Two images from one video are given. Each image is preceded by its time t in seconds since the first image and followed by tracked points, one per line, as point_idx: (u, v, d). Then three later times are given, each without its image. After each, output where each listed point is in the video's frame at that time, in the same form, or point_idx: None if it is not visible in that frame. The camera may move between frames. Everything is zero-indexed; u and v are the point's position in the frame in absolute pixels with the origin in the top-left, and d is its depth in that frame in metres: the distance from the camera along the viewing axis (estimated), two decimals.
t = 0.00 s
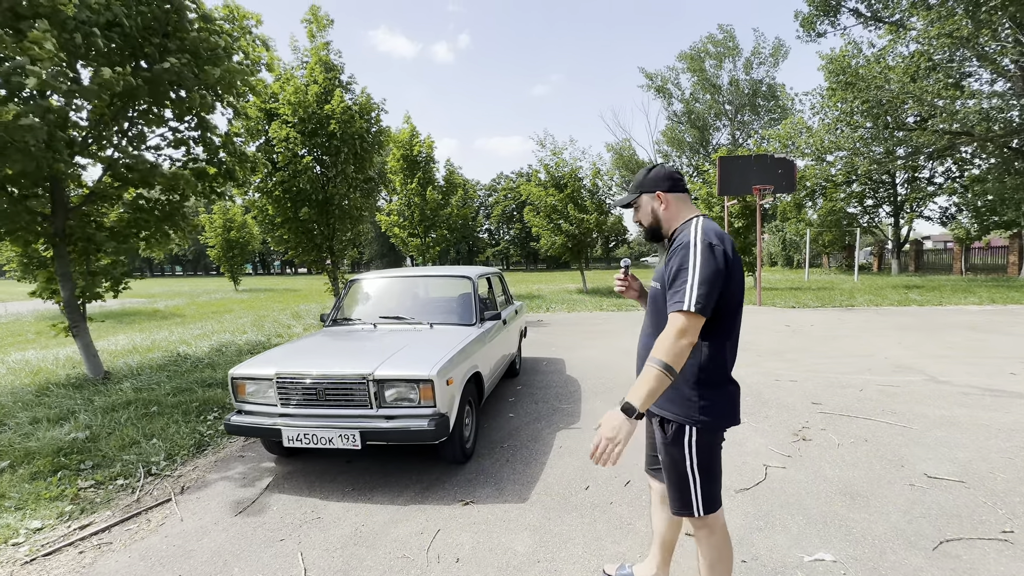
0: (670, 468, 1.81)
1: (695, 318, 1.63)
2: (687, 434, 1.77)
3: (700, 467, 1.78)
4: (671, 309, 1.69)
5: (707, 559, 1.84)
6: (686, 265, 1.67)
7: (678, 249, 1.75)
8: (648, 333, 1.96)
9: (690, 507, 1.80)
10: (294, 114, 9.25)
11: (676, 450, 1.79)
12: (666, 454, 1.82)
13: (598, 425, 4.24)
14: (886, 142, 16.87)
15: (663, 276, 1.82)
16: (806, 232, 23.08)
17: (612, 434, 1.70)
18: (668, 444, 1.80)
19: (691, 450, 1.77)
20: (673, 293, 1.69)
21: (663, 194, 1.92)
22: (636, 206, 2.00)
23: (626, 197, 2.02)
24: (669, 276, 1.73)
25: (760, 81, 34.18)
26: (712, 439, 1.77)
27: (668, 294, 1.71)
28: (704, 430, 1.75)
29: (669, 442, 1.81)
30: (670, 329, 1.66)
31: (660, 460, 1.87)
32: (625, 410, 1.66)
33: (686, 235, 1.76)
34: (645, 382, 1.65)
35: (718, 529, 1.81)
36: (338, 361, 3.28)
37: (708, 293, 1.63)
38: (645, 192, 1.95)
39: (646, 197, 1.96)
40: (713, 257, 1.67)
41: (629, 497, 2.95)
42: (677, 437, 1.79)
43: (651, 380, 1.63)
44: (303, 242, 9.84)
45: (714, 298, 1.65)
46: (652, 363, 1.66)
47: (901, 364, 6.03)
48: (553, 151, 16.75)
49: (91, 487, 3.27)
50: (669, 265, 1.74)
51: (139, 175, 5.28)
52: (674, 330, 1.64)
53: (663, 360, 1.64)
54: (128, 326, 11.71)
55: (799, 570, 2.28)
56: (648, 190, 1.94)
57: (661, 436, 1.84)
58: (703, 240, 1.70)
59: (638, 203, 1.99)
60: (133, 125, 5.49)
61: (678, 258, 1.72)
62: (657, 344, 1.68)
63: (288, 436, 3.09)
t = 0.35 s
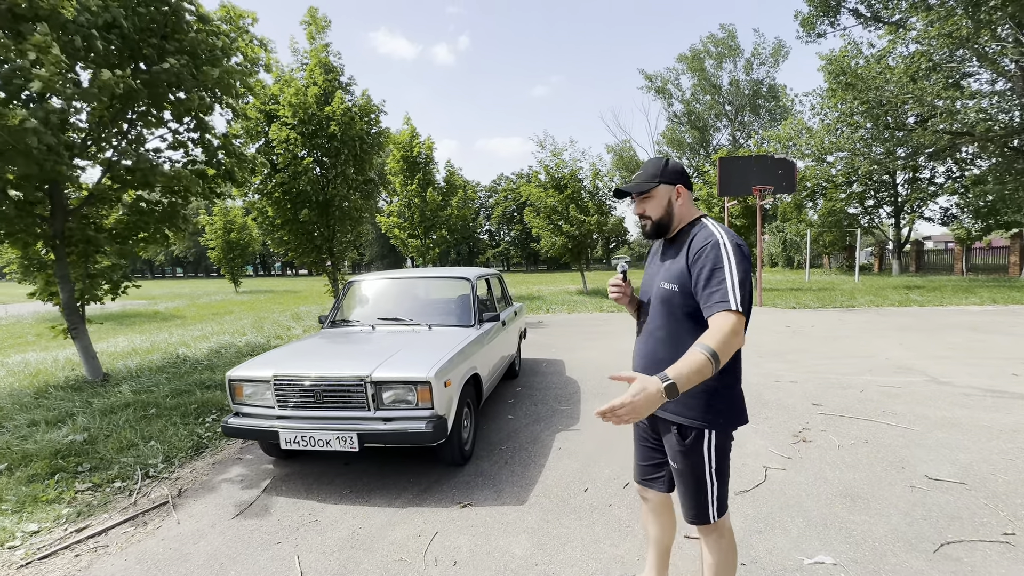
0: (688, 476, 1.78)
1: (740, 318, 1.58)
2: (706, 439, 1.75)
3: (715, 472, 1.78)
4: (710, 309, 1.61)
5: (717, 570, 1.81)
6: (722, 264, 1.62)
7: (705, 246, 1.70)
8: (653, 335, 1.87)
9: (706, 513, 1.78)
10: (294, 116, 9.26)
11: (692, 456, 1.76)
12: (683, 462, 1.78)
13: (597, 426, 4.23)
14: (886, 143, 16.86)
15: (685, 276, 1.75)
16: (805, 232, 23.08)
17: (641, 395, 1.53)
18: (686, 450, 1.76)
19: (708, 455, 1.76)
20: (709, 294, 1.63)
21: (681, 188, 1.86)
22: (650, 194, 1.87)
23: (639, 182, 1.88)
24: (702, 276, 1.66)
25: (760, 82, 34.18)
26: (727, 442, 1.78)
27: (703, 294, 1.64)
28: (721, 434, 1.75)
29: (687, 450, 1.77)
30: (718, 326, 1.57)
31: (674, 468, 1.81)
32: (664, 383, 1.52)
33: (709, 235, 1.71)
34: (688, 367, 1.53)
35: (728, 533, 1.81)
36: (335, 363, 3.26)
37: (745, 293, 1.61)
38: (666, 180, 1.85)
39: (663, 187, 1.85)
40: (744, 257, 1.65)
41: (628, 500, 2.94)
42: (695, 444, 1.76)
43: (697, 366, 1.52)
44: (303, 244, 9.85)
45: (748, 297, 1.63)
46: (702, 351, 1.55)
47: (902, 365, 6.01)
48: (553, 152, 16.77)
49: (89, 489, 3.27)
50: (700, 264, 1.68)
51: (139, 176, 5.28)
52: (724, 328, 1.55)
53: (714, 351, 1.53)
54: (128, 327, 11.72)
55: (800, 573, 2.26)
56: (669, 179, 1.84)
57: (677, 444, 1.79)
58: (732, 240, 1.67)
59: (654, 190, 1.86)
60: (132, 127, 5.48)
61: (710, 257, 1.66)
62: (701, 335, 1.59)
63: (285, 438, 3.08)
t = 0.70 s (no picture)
0: (691, 470, 1.77)
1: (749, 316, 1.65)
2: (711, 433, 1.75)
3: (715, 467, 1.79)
4: (723, 310, 1.64)
5: (712, 566, 1.80)
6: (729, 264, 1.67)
7: (709, 247, 1.72)
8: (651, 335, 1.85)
9: (705, 507, 1.78)
10: (292, 115, 9.24)
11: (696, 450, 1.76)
12: (685, 457, 1.77)
13: (595, 426, 4.22)
14: (885, 144, 16.90)
15: (687, 274, 1.76)
16: (804, 233, 23.10)
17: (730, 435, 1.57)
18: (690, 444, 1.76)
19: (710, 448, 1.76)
20: (718, 292, 1.66)
21: (671, 189, 1.86)
22: (646, 194, 1.83)
23: (636, 182, 1.82)
24: (711, 275, 1.68)
25: (760, 82, 34.20)
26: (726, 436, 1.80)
27: (715, 294, 1.66)
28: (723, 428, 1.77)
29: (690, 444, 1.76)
30: (734, 327, 1.62)
31: (674, 463, 1.80)
32: (724, 410, 1.57)
33: (708, 233, 1.74)
34: (726, 380, 1.60)
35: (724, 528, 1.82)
36: (333, 362, 3.26)
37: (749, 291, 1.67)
38: (660, 181, 1.83)
39: (658, 187, 1.83)
40: (742, 256, 1.72)
41: (626, 500, 2.94)
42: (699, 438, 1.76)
43: (734, 377, 1.59)
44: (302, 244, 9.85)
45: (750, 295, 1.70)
46: (728, 361, 1.61)
47: (900, 365, 6.02)
48: (552, 152, 16.78)
49: (85, 488, 3.26)
50: (709, 264, 1.70)
51: (137, 176, 5.26)
52: (739, 328, 1.62)
53: (740, 355, 1.61)
54: (127, 327, 11.70)
55: (796, 573, 2.26)
56: (664, 180, 1.83)
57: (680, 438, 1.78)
58: (731, 240, 1.72)
59: (649, 191, 1.82)
60: (130, 126, 5.47)
61: (718, 257, 1.69)
62: (720, 341, 1.64)
63: (282, 438, 3.07)
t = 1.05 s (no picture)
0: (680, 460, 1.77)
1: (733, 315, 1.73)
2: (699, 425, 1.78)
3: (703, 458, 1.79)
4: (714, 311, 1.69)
5: (695, 555, 1.81)
6: (715, 265, 1.71)
7: (696, 249, 1.75)
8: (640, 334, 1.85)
9: (691, 499, 1.78)
10: (290, 114, 9.19)
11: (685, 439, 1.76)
12: (675, 446, 1.77)
13: (592, 426, 4.23)
14: (882, 145, 16.97)
15: (674, 276, 1.77)
16: (801, 233, 23.18)
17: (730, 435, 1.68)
18: (679, 433, 1.76)
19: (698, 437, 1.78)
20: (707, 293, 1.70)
21: (654, 192, 1.87)
22: (633, 197, 1.81)
23: (624, 185, 1.79)
24: (701, 278, 1.71)
25: (758, 83, 34.26)
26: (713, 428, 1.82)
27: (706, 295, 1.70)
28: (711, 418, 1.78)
29: (680, 433, 1.77)
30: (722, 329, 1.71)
31: (663, 453, 1.79)
32: (722, 413, 1.67)
33: (694, 237, 1.77)
34: (717, 385, 1.68)
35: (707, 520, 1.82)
36: (330, 361, 3.25)
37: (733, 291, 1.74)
38: (646, 184, 1.82)
39: (644, 190, 1.83)
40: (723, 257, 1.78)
41: (622, 499, 2.94)
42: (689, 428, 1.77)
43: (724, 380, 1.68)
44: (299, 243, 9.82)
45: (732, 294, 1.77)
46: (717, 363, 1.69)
47: (895, 365, 6.04)
48: (550, 152, 16.78)
49: (80, 488, 3.24)
50: (698, 266, 1.72)
51: (132, 173, 5.23)
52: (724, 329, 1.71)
53: (725, 358, 1.69)
54: (122, 325, 11.64)
55: (792, 573, 2.26)
56: (649, 184, 1.83)
57: (671, 429, 1.78)
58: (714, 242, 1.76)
59: (637, 194, 1.81)
60: (125, 123, 5.44)
61: (705, 260, 1.72)
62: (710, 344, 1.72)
63: (278, 437, 3.06)
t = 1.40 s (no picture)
0: (677, 455, 1.77)
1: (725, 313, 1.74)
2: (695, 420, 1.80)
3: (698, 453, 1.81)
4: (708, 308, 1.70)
5: (689, 549, 1.82)
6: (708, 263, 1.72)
7: (690, 248, 1.76)
8: (636, 331, 1.83)
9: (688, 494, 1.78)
10: (286, 111, 9.12)
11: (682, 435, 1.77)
12: (673, 443, 1.77)
13: (588, 425, 4.23)
14: (877, 146, 17.05)
15: (669, 274, 1.77)
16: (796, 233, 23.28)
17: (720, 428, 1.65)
18: (677, 429, 1.76)
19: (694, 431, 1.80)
20: (700, 290, 1.71)
21: (648, 193, 1.88)
22: (630, 196, 1.81)
23: (622, 184, 1.79)
24: (696, 275, 1.72)
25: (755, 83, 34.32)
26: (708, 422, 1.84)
27: (701, 292, 1.70)
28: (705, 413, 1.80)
29: (678, 429, 1.77)
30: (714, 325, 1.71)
31: (662, 450, 1.79)
32: (713, 407, 1.65)
33: (687, 236, 1.78)
34: (709, 379, 1.68)
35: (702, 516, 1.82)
36: (326, 360, 3.23)
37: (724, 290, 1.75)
38: (642, 185, 1.83)
39: (640, 190, 1.83)
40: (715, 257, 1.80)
41: (619, 498, 2.94)
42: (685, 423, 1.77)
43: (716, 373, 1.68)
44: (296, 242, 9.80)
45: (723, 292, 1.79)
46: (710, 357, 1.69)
47: (890, 364, 6.07)
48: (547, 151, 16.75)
49: (73, 487, 3.22)
50: (692, 264, 1.73)
51: (126, 170, 5.19)
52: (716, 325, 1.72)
53: (717, 353, 1.70)
54: (117, 323, 11.59)
55: (788, 571, 2.26)
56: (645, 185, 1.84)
57: (669, 425, 1.78)
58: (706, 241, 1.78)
59: (634, 194, 1.81)
60: (119, 119, 5.39)
61: (698, 258, 1.73)
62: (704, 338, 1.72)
63: (274, 436, 3.04)
